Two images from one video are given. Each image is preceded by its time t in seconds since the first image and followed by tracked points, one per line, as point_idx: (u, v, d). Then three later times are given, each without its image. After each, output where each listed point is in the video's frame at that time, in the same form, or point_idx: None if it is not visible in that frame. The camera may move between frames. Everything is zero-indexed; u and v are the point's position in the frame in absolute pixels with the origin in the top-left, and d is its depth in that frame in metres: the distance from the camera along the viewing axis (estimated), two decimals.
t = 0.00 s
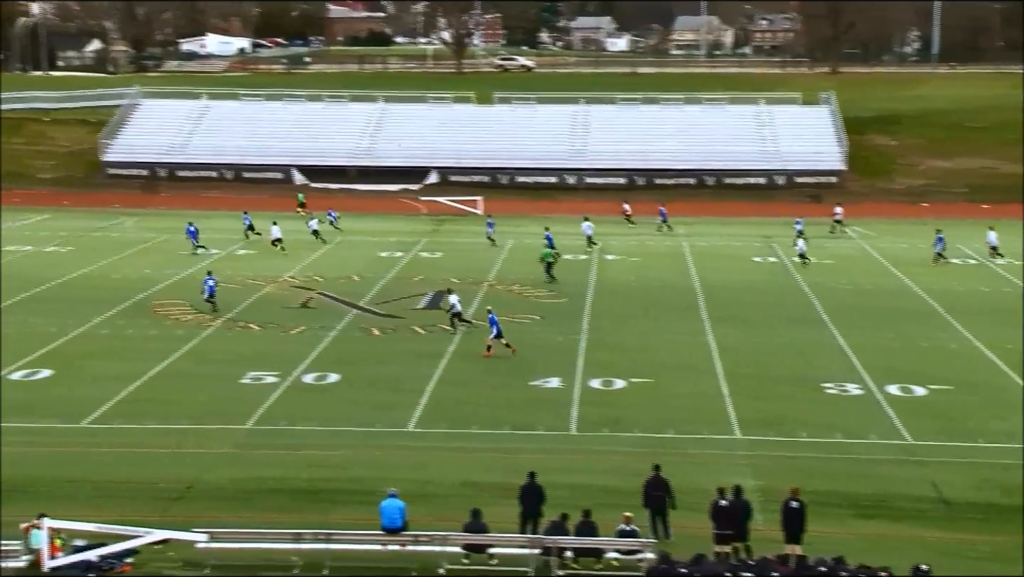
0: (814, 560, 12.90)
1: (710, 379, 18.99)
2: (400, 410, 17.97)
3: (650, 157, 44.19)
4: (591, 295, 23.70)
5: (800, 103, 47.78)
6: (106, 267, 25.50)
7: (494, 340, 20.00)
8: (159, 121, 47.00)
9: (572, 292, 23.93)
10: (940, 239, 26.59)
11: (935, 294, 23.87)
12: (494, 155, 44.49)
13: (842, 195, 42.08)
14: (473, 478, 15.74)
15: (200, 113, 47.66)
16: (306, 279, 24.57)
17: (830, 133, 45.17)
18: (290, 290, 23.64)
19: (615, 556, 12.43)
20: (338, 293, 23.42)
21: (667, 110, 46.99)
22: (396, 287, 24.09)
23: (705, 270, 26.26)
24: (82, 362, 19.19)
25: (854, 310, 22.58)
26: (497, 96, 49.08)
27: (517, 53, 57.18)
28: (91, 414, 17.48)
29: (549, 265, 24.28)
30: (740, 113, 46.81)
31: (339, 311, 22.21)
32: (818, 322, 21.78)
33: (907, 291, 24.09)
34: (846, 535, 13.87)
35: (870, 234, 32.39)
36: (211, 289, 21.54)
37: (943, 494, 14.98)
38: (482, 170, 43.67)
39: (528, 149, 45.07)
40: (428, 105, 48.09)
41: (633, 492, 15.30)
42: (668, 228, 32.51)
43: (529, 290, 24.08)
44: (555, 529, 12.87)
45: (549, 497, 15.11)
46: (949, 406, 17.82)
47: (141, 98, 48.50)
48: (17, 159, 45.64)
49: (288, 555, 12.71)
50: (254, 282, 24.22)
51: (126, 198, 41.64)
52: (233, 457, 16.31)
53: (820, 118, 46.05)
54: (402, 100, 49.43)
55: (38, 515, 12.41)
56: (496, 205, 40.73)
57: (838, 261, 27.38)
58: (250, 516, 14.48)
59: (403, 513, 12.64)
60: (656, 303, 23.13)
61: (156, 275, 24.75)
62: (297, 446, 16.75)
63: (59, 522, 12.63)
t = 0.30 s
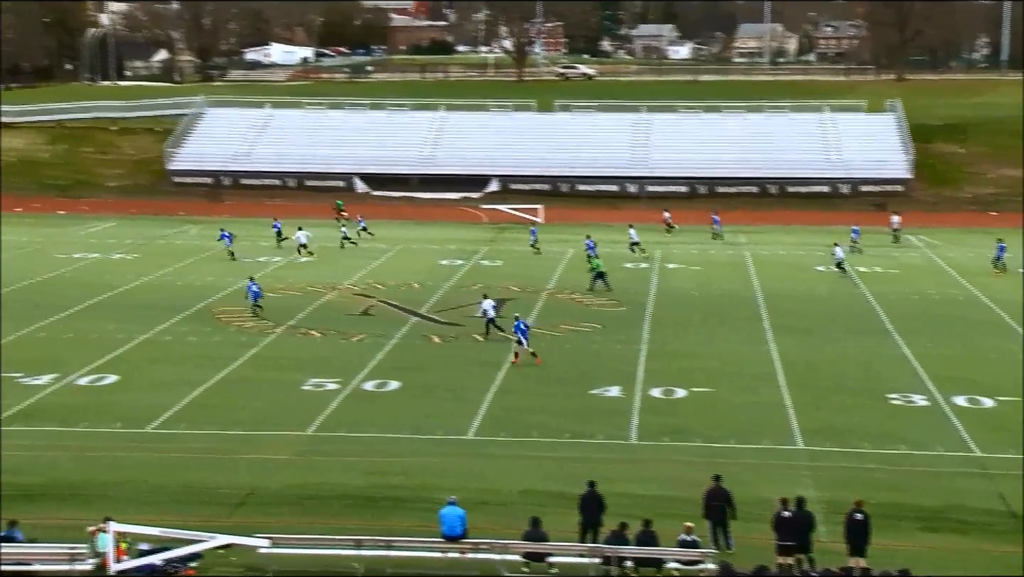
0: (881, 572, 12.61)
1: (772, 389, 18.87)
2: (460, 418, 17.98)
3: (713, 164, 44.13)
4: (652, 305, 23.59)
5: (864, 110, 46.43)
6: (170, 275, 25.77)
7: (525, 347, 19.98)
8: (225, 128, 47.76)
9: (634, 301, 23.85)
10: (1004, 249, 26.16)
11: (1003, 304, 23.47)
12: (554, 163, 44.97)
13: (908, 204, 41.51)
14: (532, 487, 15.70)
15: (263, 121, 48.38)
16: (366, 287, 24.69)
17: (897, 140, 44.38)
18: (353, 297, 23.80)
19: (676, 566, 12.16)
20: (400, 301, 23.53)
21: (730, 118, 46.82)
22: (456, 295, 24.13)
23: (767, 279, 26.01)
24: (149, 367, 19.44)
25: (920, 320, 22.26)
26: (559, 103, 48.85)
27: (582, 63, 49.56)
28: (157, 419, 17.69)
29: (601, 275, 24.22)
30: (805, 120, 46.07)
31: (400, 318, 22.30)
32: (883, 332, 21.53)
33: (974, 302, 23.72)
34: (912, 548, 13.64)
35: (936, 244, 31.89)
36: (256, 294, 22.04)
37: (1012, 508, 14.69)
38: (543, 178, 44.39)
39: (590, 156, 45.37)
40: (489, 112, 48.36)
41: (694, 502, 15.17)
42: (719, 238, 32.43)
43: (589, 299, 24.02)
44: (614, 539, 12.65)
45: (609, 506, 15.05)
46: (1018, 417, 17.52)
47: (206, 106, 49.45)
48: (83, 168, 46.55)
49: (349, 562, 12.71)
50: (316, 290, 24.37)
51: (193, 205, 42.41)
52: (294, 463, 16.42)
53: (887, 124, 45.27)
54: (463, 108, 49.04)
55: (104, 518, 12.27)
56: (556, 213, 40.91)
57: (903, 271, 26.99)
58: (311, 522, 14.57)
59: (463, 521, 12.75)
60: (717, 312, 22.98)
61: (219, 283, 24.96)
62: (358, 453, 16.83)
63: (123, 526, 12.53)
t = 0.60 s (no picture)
0: None
1: (835, 399, 18.68)
2: (520, 425, 17.97)
3: (776, 174, 43.23)
4: (713, 312, 23.47)
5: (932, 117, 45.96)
6: (232, 281, 26.05)
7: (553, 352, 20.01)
8: (286, 137, 47.70)
9: (695, 308, 23.77)
10: None
11: None
12: (615, 170, 44.36)
13: (974, 212, 40.54)
14: (592, 496, 15.64)
15: (325, 130, 48.33)
16: (426, 293, 24.83)
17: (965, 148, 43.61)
18: (414, 303, 23.94)
19: None
20: (461, 307, 23.63)
21: (791, 125, 46.06)
22: (517, 301, 24.20)
23: (830, 288, 25.78)
24: (213, 373, 19.62)
25: (987, 330, 21.90)
26: (620, 111, 49.16)
27: (644, 70, 56.33)
28: (220, 424, 17.83)
29: (648, 280, 24.30)
30: (869, 127, 45.51)
31: (461, 325, 22.39)
32: (948, 342, 21.24)
33: None
34: (979, 562, 13.36)
35: (1001, 252, 31.39)
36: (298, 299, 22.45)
37: None
38: (604, 186, 43.59)
39: (652, 164, 44.72)
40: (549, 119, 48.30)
41: (755, 513, 15.00)
42: (772, 245, 32.41)
43: (650, 306, 23.95)
44: (674, 549, 12.39)
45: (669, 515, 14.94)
46: None
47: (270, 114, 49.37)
48: (149, 172, 46.09)
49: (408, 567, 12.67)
50: (377, 296, 24.53)
51: (256, 212, 42.67)
52: (355, 469, 16.49)
53: (955, 132, 44.42)
54: (523, 115, 49.39)
55: (168, 523, 12.39)
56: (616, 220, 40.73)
57: (970, 280, 26.61)
58: (372, 528, 14.60)
59: (523, 529, 12.62)
60: (778, 321, 22.82)
61: (280, 289, 25.19)
62: (418, 459, 16.86)
63: (187, 530, 12.65)
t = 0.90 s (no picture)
0: None
1: (895, 407, 18.49)
2: (576, 432, 17.94)
3: (831, 179, 43.05)
4: (771, 319, 23.32)
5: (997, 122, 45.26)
6: (288, 286, 26.24)
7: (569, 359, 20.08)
8: (344, 144, 48.13)
9: (751, 315, 23.63)
10: None
11: None
12: (671, 176, 44.46)
13: None
14: (647, 503, 15.56)
15: (381, 136, 48.68)
16: (482, 300, 24.88)
17: None
18: (468, 309, 23.99)
19: None
20: (515, 313, 23.66)
21: (851, 131, 45.63)
22: (572, 307, 24.22)
23: (891, 295, 25.50)
24: (268, 377, 19.77)
25: None
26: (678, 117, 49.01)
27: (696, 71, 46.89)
28: (275, 429, 17.93)
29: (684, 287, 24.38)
30: (931, 134, 44.27)
31: (516, 330, 22.45)
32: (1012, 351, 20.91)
33: None
34: None
35: None
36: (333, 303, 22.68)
37: None
38: (661, 192, 43.76)
39: (708, 171, 44.78)
40: (606, 125, 48.43)
41: (811, 521, 14.83)
42: (821, 252, 32.20)
43: (706, 313, 23.86)
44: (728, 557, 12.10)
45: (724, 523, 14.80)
46: None
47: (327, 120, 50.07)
48: (206, 178, 47.21)
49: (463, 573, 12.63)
50: (433, 302, 24.62)
51: (318, 219, 43.11)
52: (412, 475, 16.52)
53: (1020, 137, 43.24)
54: (579, 120, 49.33)
55: (224, 526, 12.44)
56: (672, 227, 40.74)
57: None
58: (427, 533, 14.59)
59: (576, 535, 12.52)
60: (835, 328, 22.62)
61: (336, 294, 25.39)
62: (474, 465, 16.84)
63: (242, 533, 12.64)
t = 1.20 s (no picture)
0: None
1: (947, 416, 18.24)
2: (624, 437, 17.88)
3: (884, 182, 42.43)
4: (821, 325, 23.19)
5: None
6: (336, 290, 26.39)
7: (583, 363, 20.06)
8: (395, 149, 48.34)
9: (800, 321, 23.51)
10: None
11: None
12: (721, 180, 43.83)
13: None
14: (695, 510, 15.43)
15: (430, 141, 48.75)
16: (529, 304, 24.94)
17: None
18: (516, 313, 24.03)
19: None
20: (563, 318, 23.69)
21: (902, 135, 45.27)
22: (620, 312, 24.25)
23: (943, 301, 25.25)
24: (317, 381, 19.87)
25: None
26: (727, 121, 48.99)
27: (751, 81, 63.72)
28: (324, 433, 17.99)
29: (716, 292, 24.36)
30: (984, 137, 44.44)
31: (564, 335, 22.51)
32: None
33: None
34: None
35: None
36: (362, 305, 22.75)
37: None
38: (710, 197, 42.81)
39: (758, 173, 43.98)
40: (655, 130, 48.24)
41: (861, 528, 14.61)
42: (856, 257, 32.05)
43: (754, 318, 23.78)
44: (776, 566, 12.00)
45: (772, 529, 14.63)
46: None
47: (375, 125, 50.21)
48: (259, 183, 47.08)
49: None
50: (480, 306, 24.68)
51: (362, 223, 42.85)
52: (459, 480, 16.50)
53: None
54: (628, 125, 49.61)
55: (275, 527, 12.50)
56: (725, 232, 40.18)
57: None
58: (473, 538, 14.54)
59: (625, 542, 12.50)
60: (886, 334, 22.41)
61: (386, 298, 25.54)
62: (521, 470, 16.81)
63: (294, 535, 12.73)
